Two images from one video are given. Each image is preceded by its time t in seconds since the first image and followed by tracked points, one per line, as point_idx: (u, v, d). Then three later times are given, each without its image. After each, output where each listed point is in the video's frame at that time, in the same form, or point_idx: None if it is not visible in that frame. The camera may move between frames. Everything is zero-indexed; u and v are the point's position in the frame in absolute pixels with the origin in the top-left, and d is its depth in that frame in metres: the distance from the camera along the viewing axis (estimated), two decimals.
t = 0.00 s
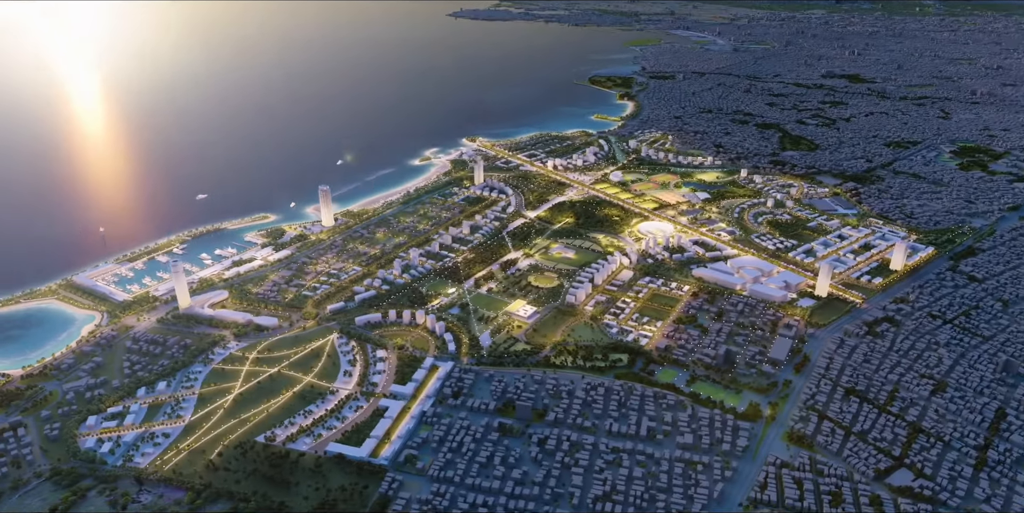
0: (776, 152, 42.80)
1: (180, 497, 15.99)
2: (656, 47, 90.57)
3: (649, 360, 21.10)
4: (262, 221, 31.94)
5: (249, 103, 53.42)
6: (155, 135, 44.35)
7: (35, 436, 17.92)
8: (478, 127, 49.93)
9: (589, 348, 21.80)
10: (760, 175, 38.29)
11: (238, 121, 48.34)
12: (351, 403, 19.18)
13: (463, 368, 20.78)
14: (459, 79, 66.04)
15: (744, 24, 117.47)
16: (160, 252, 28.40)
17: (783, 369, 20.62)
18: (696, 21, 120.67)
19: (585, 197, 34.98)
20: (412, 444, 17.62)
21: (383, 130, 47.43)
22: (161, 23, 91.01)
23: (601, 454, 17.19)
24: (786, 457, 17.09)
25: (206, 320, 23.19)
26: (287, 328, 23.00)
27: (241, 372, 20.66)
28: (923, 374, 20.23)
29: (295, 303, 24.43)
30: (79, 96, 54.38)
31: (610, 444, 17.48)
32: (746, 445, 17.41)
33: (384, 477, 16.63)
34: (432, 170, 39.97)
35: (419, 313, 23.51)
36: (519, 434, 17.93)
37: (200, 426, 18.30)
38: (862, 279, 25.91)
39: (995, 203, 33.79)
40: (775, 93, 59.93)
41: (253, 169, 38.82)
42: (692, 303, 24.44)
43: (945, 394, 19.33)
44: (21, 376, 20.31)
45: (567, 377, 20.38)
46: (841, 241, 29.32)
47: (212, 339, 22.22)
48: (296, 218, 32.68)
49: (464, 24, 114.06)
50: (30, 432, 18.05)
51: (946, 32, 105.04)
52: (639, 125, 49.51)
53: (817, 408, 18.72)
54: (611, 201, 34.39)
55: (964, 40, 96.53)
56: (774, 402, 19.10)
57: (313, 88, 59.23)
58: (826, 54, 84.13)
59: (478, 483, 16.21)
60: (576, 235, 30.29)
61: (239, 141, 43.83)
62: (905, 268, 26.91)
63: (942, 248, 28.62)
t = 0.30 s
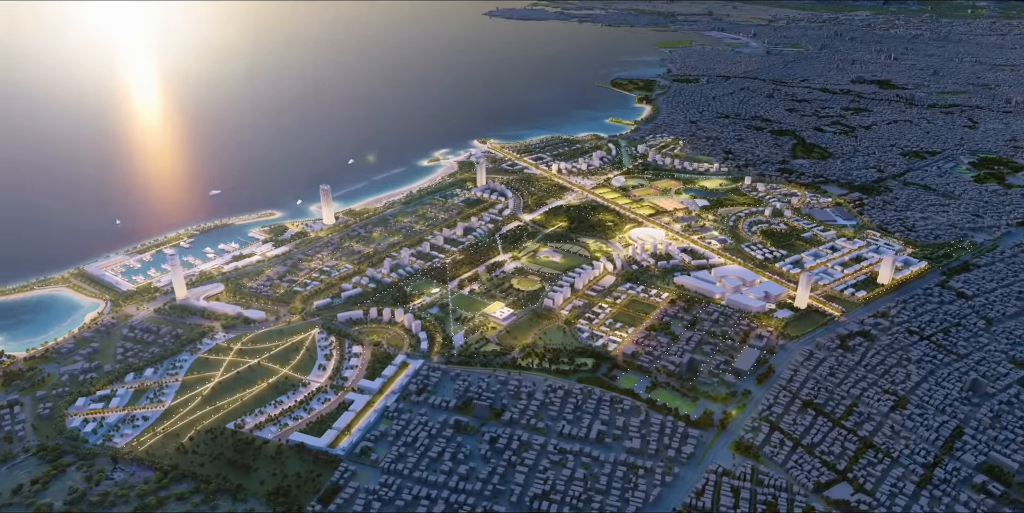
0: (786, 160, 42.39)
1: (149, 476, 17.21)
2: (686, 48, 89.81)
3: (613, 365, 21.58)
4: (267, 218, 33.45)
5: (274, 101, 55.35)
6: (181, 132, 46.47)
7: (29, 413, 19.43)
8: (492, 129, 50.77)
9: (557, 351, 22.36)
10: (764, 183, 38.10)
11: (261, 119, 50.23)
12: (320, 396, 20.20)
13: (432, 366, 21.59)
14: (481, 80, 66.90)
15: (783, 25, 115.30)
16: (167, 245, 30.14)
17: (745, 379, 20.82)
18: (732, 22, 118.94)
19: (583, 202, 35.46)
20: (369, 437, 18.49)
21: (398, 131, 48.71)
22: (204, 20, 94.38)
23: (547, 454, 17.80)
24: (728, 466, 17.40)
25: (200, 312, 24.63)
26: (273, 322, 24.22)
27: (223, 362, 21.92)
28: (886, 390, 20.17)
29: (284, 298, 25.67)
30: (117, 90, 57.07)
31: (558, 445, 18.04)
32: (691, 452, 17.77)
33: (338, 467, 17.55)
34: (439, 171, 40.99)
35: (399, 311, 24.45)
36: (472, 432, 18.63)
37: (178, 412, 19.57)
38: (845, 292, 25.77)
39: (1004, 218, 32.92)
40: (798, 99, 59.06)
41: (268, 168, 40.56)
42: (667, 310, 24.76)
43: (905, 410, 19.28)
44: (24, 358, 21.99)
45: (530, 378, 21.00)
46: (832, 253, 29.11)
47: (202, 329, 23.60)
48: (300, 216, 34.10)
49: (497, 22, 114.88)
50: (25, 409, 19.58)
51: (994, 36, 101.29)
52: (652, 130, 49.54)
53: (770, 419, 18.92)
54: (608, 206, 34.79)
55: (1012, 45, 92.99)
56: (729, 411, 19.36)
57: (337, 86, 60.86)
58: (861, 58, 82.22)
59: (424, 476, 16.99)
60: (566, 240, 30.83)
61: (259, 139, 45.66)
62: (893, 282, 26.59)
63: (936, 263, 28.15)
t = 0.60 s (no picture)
0: (793, 165, 41.86)
1: (125, 458, 18.22)
2: (712, 50, 88.72)
3: (582, 367, 21.94)
4: (271, 214, 34.69)
5: (295, 98, 56.89)
6: (202, 127, 48.09)
7: (25, 395, 20.69)
8: (502, 129, 51.40)
9: (530, 352, 22.81)
10: (767, 188, 37.81)
11: (279, 116, 51.60)
12: (295, 388, 21.03)
13: (406, 363, 22.25)
14: (500, 80, 67.35)
15: (815, 25, 112.99)
16: (173, 239, 31.59)
17: (712, 386, 20.97)
18: (764, 22, 117.01)
19: (580, 204, 35.75)
20: (336, 429, 19.21)
21: (410, 130, 49.69)
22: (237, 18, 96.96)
23: (504, 453, 18.27)
24: (680, 471, 17.65)
25: (194, 304, 25.82)
26: (262, 316, 25.22)
27: (210, 353, 22.95)
28: (853, 401, 20.11)
29: (275, 293, 26.68)
30: (146, 86, 59.17)
31: (515, 444, 18.50)
32: (645, 456, 18.05)
33: (302, 457, 18.30)
34: (443, 171, 41.76)
35: (383, 309, 25.21)
36: (435, 428, 19.22)
37: (161, 399, 20.61)
38: (830, 301, 25.57)
39: (1010, 229, 32.08)
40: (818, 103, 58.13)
41: (279, 166, 41.80)
42: (646, 315, 24.97)
43: (868, 422, 19.21)
44: (27, 343, 23.40)
45: (500, 378, 21.50)
46: (823, 262, 28.85)
47: (194, 321, 24.73)
48: (303, 213, 35.24)
49: (524, 21, 115.14)
50: (21, 391, 20.86)
51: None
52: (663, 133, 49.45)
53: (729, 426, 19.07)
54: (604, 209, 35.03)
55: None
56: (690, 417, 19.56)
57: (357, 85, 62.04)
58: (892, 60, 80.24)
59: (382, 469, 17.64)
60: (557, 242, 31.21)
61: (274, 136, 46.96)
62: (881, 292, 26.23)
63: (930, 274, 27.68)
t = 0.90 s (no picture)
0: (800, 169, 40.95)
1: (105, 446, 18.92)
2: (733, 50, 86.29)
3: (557, 370, 22.08)
4: (273, 211, 35.56)
5: (311, 92, 57.81)
6: (216, 121, 49.03)
7: (18, 382, 21.59)
8: (511, 129, 51.59)
9: (508, 353, 23.01)
10: (770, 192, 37.31)
11: (292, 111, 52.34)
12: (275, 383, 21.57)
13: (385, 361, 22.65)
14: (514, 78, 67.27)
15: (845, 24, 110.44)
16: (176, 233, 32.71)
17: (685, 393, 20.92)
18: (792, 20, 114.84)
19: (579, 206, 35.81)
20: (308, 424, 19.66)
21: (419, 128, 50.20)
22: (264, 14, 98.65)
23: (468, 452, 18.53)
24: (641, 477, 17.72)
25: (188, 297, 26.66)
26: (251, 310, 25.92)
27: (197, 345, 23.67)
28: (827, 412, 19.90)
29: (267, 289, 27.39)
30: (167, 80, 60.46)
31: (480, 444, 18.73)
32: (608, 461, 18.15)
33: (273, 450, 18.78)
34: (446, 170, 42.25)
35: (369, 307, 25.70)
36: (404, 426, 19.55)
37: (145, 389, 21.37)
38: (817, 309, 25.25)
39: (1017, 240, 31.18)
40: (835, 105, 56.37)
41: (286, 162, 42.48)
42: (628, 319, 24.99)
43: (839, 434, 18.99)
44: (27, 331, 24.43)
45: (474, 378, 21.76)
46: (817, 269, 28.45)
47: (186, 313, 25.53)
48: (305, 210, 36.06)
49: (547, 19, 114.86)
50: (16, 377, 21.81)
51: None
52: (672, 134, 48.92)
53: (696, 433, 19.07)
54: (601, 211, 35.04)
55: None
56: (659, 423, 19.58)
57: (371, 82, 62.59)
58: (920, 62, 78.20)
59: (347, 464, 18.03)
60: (550, 243, 31.36)
61: (285, 131, 47.66)
62: (872, 301, 25.77)
63: (925, 284, 27.09)
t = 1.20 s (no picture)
0: (808, 173, 39.65)
1: (84, 439, 19.20)
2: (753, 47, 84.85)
3: (538, 373, 21.89)
4: (273, 208, 36.00)
5: (323, 88, 58.15)
6: (226, 117, 49.53)
7: (8, 374, 22.09)
8: (518, 127, 51.33)
9: (490, 356, 22.89)
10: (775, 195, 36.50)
11: (301, 106, 52.60)
12: (255, 380, 21.71)
13: (367, 360, 22.68)
14: (525, 77, 66.82)
15: (871, 21, 107.82)
16: (176, 228, 33.44)
17: (666, 400, 20.61)
18: (817, 16, 112.43)
19: (578, 207, 35.54)
20: (284, 422, 19.75)
21: (426, 126, 50.18)
22: (284, 10, 99.56)
23: (439, 455, 18.44)
24: (611, 485, 17.48)
25: (180, 292, 27.06)
26: (241, 307, 26.21)
27: (184, 341, 23.97)
28: (809, 424, 19.45)
29: (258, 285, 27.71)
30: (181, 75, 61.29)
31: (452, 447, 18.62)
32: (579, 468, 17.94)
33: (247, 448, 18.88)
34: (449, 169, 42.30)
35: (356, 306, 25.81)
36: (378, 427, 19.54)
37: (129, 384, 21.65)
38: (810, 317, 24.70)
39: None
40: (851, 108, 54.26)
41: (290, 158, 42.71)
42: (615, 323, 24.71)
43: (819, 447, 18.56)
44: (22, 323, 25.01)
45: (454, 380, 21.68)
46: (814, 275, 27.80)
47: (177, 309, 25.92)
48: (304, 207, 36.44)
49: (566, 16, 114.15)
50: (6, 369, 22.31)
51: None
52: (679, 135, 47.81)
53: (672, 442, 18.76)
54: (600, 212, 34.72)
55: None
56: (636, 431, 19.29)
57: (382, 79, 62.65)
58: (945, 62, 76.10)
59: (317, 464, 18.05)
60: (544, 244, 31.15)
61: (292, 127, 47.90)
62: (868, 310, 25.13)
63: (925, 293, 26.31)
